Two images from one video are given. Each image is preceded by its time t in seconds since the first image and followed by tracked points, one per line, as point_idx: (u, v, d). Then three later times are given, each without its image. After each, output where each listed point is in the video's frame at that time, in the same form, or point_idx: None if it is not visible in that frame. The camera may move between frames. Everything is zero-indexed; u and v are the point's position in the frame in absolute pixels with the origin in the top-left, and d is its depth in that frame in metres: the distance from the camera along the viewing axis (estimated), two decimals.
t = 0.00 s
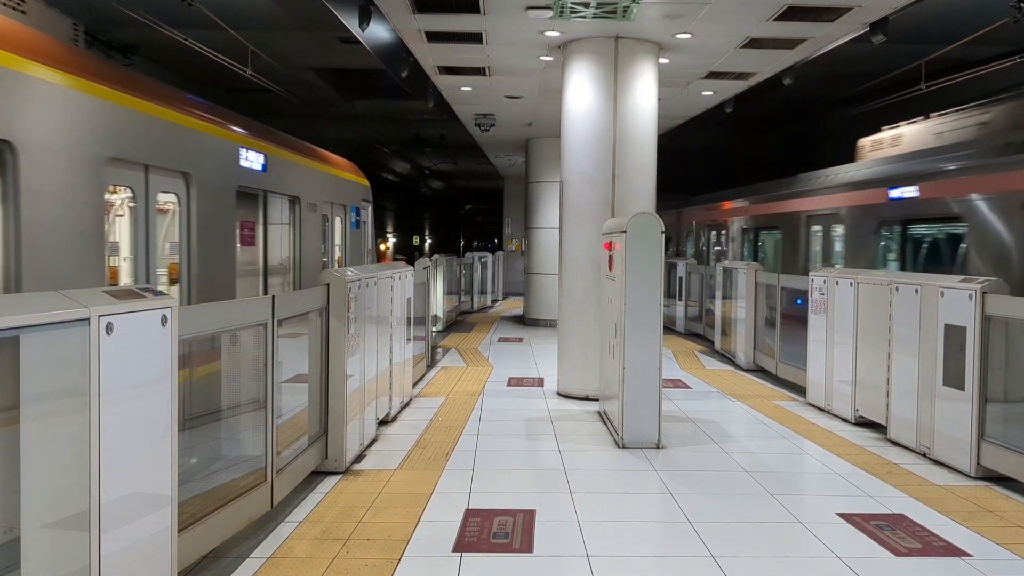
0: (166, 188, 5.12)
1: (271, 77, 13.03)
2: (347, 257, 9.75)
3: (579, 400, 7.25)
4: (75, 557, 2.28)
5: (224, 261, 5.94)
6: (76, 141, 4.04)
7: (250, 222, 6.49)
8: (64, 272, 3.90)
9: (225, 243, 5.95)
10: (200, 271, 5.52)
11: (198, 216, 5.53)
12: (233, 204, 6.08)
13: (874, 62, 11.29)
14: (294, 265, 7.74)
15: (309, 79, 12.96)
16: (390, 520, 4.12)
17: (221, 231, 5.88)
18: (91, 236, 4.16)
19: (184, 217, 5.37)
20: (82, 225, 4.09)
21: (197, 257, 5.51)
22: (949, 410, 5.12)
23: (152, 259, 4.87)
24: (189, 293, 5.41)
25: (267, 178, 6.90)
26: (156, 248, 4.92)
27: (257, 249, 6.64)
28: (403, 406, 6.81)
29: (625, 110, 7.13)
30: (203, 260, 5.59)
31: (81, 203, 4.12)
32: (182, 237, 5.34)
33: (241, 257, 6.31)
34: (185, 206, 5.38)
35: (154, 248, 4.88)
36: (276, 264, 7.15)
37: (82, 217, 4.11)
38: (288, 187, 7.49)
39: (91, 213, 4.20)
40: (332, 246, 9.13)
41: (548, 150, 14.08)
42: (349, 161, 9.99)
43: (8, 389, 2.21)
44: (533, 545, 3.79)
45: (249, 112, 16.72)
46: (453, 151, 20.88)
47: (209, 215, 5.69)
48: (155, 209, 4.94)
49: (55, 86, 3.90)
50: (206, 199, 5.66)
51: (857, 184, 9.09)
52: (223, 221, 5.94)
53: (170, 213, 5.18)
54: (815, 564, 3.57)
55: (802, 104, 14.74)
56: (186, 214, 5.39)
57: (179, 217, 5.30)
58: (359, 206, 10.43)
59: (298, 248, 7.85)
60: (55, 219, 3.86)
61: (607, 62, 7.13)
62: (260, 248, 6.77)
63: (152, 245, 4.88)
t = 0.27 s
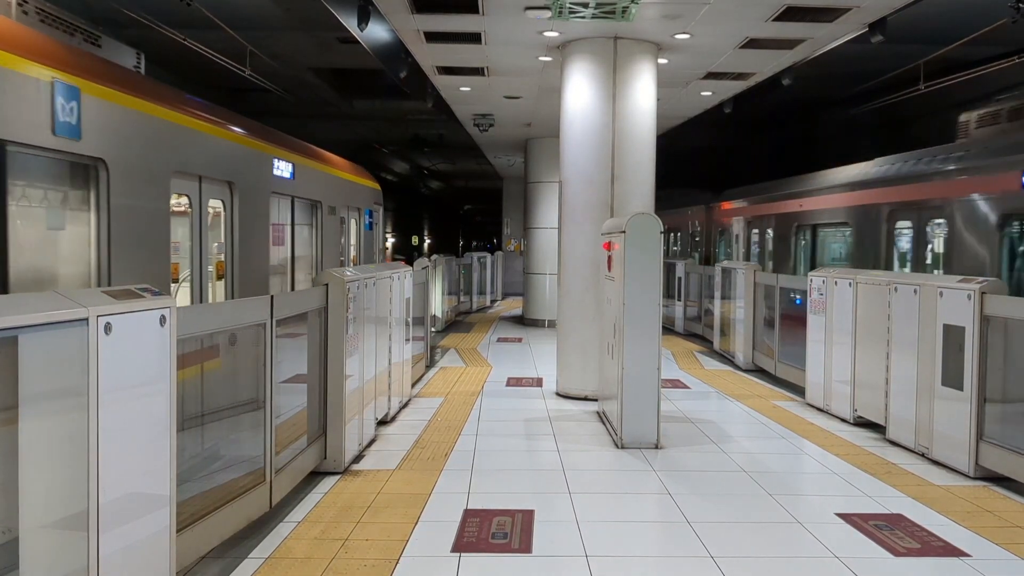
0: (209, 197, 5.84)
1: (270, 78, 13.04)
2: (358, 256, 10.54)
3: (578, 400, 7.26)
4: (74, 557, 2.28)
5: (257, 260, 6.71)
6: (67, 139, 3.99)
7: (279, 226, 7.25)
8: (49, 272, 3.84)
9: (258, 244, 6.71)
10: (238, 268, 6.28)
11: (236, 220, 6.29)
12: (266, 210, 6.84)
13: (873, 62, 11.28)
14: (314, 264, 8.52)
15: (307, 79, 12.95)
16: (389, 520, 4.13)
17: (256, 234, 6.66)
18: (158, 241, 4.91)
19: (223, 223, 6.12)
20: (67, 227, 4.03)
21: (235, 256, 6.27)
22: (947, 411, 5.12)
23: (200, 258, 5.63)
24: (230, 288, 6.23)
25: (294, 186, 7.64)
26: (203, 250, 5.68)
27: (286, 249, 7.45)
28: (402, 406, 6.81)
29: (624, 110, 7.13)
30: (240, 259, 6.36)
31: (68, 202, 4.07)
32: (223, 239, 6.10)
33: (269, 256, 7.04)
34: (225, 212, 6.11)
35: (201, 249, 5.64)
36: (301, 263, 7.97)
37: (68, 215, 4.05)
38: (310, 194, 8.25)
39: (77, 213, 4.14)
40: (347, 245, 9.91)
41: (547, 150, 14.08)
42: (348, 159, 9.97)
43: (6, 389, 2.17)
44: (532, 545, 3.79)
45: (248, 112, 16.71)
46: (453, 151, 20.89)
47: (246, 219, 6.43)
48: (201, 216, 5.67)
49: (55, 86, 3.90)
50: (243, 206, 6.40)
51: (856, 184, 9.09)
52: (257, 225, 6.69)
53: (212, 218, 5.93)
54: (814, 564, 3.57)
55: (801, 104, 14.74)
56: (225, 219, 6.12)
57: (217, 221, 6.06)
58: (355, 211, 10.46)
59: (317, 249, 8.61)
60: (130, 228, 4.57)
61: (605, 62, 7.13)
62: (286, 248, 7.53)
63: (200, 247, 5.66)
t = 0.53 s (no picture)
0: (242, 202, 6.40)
1: (269, 78, 13.04)
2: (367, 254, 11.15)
3: (577, 400, 7.25)
4: (70, 557, 2.28)
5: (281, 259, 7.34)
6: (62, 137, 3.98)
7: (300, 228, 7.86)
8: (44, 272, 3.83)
9: (282, 244, 7.33)
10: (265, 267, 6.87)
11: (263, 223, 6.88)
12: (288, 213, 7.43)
13: (871, 62, 11.28)
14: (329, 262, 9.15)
15: (306, 79, 12.96)
16: (387, 520, 4.12)
17: (279, 235, 7.26)
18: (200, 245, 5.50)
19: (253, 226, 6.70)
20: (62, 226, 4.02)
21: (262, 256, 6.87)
22: (945, 411, 5.13)
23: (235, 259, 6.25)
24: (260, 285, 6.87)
25: (293, 186, 7.61)
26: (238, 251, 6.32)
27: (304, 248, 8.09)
28: (400, 406, 6.81)
29: (623, 110, 7.13)
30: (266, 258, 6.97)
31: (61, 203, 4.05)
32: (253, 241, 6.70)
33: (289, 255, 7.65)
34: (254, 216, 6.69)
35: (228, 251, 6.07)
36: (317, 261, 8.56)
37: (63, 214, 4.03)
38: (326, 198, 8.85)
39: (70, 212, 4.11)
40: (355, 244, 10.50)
41: (546, 150, 14.08)
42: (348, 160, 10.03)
43: (5, 388, 2.22)
44: (530, 545, 3.79)
45: (247, 112, 16.70)
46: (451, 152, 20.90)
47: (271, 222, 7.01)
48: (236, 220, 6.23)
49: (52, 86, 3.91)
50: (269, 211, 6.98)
51: (854, 184, 9.09)
52: (280, 227, 7.30)
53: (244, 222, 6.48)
54: (811, 564, 3.57)
55: (800, 104, 14.73)
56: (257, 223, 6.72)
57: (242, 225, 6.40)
58: (356, 214, 10.44)
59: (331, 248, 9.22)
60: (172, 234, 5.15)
61: (604, 63, 7.13)
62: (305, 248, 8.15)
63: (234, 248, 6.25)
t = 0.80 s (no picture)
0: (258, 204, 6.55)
1: (269, 78, 13.05)
2: (371, 254, 11.34)
3: (576, 400, 7.25)
4: (69, 558, 2.28)
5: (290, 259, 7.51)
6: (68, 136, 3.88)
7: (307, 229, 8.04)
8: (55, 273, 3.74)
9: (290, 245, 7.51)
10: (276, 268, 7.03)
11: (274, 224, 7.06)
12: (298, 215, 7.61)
13: (871, 62, 11.27)
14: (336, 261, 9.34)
15: (306, 79, 12.95)
16: (387, 520, 4.12)
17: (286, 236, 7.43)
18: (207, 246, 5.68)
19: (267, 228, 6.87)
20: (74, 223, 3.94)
21: (283, 256, 7.35)
22: (945, 411, 5.13)
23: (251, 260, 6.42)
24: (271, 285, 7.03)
25: (293, 185, 7.57)
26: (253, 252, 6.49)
27: (313, 248, 8.28)
28: (400, 406, 6.82)
29: (622, 110, 7.13)
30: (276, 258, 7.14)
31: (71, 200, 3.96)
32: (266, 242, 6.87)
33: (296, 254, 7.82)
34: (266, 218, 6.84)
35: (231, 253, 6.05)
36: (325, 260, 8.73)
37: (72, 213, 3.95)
38: (331, 198, 9.02)
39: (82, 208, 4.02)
40: (358, 243, 10.66)
41: (545, 150, 14.08)
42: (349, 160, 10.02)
43: (3, 388, 2.22)
44: (530, 545, 3.79)
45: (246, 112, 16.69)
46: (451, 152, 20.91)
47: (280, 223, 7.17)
48: (251, 221, 6.39)
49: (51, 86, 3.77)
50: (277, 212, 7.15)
51: (854, 184, 9.09)
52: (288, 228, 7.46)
53: (270, 225, 6.93)
54: (811, 564, 3.57)
55: (799, 104, 14.73)
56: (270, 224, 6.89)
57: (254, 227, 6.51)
58: (370, 216, 11.32)
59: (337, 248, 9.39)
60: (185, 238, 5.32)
61: (603, 63, 7.13)
62: (314, 248, 8.31)
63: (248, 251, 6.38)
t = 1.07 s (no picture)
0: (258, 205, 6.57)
1: (269, 78, 13.06)
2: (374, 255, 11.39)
3: (576, 400, 7.26)
4: (69, 557, 2.27)
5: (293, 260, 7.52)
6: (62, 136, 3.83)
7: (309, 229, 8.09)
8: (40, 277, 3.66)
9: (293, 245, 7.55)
10: (279, 268, 7.07)
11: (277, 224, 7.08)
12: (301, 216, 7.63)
13: (871, 62, 11.27)
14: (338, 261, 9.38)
15: (306, 79, 12.94)
16: (387, 520, 4.12)
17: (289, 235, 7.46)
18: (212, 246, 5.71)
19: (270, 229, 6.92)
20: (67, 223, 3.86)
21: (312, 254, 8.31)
22: (944, 411, 5.13)
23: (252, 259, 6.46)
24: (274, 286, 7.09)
25: (293, 185, 7.57)
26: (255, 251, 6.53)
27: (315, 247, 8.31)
28: (400, 406, 6.82)
29: (622, 110, 7.13)
30: (294, 256, 7.62)
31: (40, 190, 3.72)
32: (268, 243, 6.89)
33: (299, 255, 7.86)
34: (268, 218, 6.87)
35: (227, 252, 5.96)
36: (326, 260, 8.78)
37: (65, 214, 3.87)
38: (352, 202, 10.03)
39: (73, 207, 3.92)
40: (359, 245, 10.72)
41: (545, 150, 14.08)
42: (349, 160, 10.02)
43: (3, 389, 2.22)
44: (530, 545, 3.79)
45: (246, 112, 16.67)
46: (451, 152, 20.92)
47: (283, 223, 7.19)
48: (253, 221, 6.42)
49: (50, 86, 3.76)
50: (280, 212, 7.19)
51: (854, 184, 9.09)
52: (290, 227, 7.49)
53: (302, 227, 7.89)
54: (810, 565, 3.57)
55: (799, 104, 14.73)
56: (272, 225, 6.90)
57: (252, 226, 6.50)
58: (384, 217, 12.34)
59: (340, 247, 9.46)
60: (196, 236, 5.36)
61: (603, 63, 7.13)
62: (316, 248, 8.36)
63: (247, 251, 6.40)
